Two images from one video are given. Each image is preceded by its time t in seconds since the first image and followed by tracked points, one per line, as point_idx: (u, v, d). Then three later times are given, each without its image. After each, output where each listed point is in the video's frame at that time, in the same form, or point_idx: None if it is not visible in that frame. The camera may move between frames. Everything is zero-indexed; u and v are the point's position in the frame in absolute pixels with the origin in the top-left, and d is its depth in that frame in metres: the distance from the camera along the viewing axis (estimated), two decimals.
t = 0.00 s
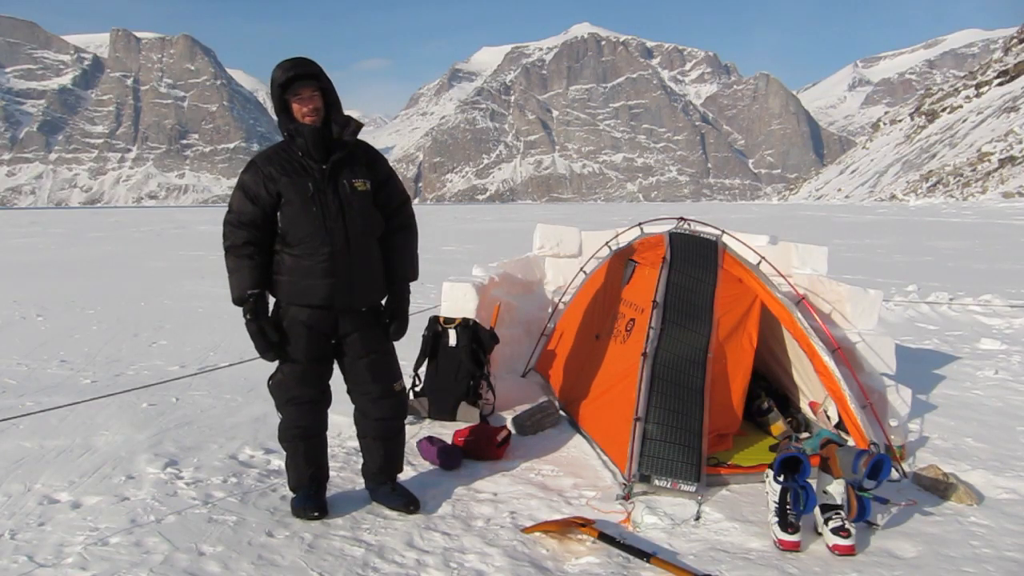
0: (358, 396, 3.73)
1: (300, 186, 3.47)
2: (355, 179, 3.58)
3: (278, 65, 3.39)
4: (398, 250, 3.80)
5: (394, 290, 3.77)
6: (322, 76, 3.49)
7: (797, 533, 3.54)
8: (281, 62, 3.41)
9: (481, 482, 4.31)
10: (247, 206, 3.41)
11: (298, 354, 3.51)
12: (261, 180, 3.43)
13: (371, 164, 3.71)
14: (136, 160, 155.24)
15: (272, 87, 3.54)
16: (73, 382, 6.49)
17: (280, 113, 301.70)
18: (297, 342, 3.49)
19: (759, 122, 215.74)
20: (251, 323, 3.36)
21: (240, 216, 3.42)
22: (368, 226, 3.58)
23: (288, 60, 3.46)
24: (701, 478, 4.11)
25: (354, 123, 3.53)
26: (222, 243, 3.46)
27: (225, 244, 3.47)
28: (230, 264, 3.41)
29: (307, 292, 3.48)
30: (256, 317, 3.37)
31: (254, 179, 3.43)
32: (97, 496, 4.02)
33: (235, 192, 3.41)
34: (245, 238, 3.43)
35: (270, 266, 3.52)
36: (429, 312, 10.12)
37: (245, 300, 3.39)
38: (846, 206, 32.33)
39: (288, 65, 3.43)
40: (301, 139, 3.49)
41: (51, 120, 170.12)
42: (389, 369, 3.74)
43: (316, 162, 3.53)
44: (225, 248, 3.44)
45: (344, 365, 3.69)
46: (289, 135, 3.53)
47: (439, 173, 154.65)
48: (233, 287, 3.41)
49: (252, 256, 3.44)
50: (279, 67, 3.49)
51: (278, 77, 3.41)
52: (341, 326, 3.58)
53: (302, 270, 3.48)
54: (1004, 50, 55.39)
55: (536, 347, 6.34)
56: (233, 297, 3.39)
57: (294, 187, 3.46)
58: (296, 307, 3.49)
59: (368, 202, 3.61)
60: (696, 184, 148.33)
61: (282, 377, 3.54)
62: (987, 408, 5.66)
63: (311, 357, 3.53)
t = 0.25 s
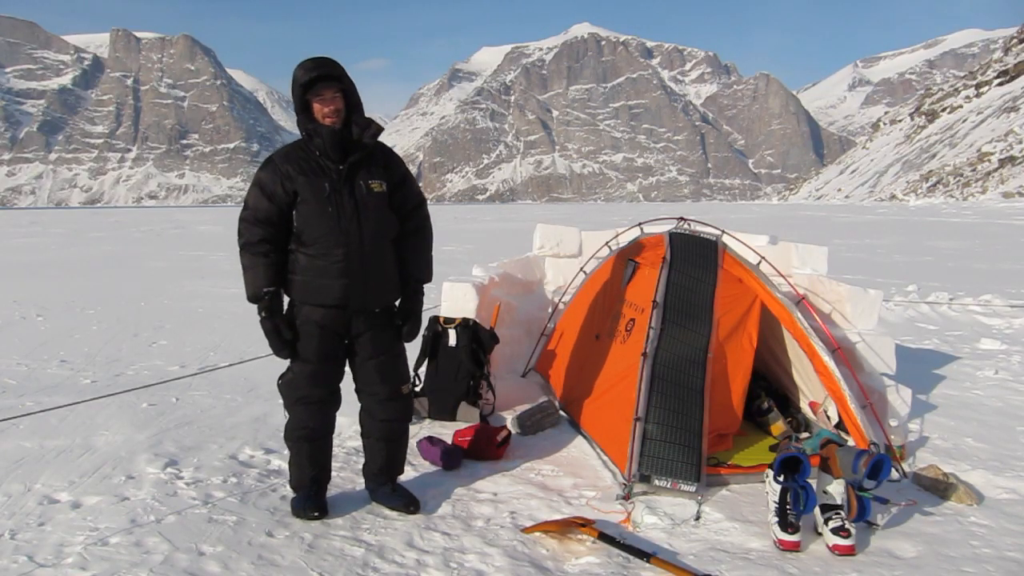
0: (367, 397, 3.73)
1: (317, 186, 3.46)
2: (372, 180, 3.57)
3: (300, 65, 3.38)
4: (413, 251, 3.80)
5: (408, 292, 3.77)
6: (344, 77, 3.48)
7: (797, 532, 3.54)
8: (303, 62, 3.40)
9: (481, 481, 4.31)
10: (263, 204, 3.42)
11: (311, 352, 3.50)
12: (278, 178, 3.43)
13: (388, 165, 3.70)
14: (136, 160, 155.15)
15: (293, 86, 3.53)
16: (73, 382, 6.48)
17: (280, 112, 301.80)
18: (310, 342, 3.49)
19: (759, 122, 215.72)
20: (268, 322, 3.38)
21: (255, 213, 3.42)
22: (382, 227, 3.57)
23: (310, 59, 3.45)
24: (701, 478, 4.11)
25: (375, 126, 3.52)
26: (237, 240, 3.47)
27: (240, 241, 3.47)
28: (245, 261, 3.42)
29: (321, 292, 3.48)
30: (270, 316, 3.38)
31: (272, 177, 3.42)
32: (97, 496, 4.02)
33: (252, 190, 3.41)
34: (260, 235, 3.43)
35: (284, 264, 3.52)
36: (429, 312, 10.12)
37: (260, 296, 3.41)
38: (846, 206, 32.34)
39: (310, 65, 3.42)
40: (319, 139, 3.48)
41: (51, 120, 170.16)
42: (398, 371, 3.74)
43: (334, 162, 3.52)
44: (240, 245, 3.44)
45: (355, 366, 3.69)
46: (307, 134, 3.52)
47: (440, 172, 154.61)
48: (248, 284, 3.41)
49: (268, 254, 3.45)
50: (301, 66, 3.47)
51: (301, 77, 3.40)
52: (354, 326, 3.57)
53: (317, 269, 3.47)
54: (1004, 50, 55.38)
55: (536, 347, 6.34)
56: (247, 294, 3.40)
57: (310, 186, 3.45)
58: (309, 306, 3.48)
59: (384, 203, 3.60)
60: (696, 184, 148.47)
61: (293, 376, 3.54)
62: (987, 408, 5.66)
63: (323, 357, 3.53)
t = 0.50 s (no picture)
0: (376, 398, 3.73)
1: (334, 185, 3.46)
2: (389, 183, 3.58)
3: (328, 65, 3.36)
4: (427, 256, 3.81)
5: (422, 295, 3.78)
6: (371, 80, 3.45)
7: (797, 533, 3.54)
8: (331, 62, 3.38)
9: (481, 482, 4.31)
10: (282, 201, 3.40)
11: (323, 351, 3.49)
12: (297, 175, 3.42)
13: (405, 168, 3.71)
14: (136, 160, 155.14)
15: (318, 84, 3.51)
16: (73, 382, 6.49)
17: (280, 112, 302.09)
18: (321, 341, 3.48)
19: (759, 122, 215.69)
20: (283, 318, 3.38)
21: (273, 209, 3.40)
22: (397, 230, 3.58)
23: (337, 60, 3.44)
24: (701, 478, 4.11)
25: (398, 131, 3.51)
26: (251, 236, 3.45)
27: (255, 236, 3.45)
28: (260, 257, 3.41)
29: (335, 292, 3.48)
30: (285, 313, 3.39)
31: (291, 175, 3.41)
32: (98, 496, 4.02)
33: (271, 186, 3.39)
34: (276, 231, 3.41)
35: (298, 262, 3.51)
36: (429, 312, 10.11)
37: (276, 293, 3.40)
38: (846, 206, 32.35)
39: (337, 65, 3.39)
40: (340, 140, 3.47)
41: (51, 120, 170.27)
42: (407, 373, 3.74)
43: (352, 164, 3.52)
44: (256, 240, 3.43)
45: (365, 366, 3.69)
46: (328, 134, 3.50)
47: (439, 173, 154.57)
48: (263, 280, 3.40)
49: (283, 250, 3.43)
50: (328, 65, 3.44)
51: (328, 77, 3.37)
52: (366, 328, 3.57)
53: (331, 269, 3.47)
54: (1004, 50, 55.37)
55: (536, 347, 6.34)
56: (263, 290, 3.39)
57: (328, 185, 3.45)
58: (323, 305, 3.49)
59: (400, 206, 3.61)
60: (696, 184, 148.62)
61: (304, 375, 3.52)
62: (987, 408, 5.66)
63: (334, 357, 3.52)
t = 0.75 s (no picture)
0: (379, 399, 3.73)
1: (345, 183, 3.48)
2: (400, 184, 3.58)
3: (347, 64, 3.38)
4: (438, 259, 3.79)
5: (428, 297, 3.78)
6: (389, 81, 3.46)
7: (797, 533, 3.54)
8: (350, 61, 3.40)
9: (481, 482, 4.31)
10: (293, 196, 3.42)
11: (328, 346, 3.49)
12: (309, 172, 3.45)
13: (418, 171, 3.71)
14: (136, 160, 155.05)
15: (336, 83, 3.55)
16: (73, 382, 6.48)
17: (280, 112, 302.05)
18: (327, 339, 3.49)
19: (759, 122, 215.63)
20: (291, 312, 3.37)
21: (284, 204, 3.43)
22: (406, 232, 3.58)
23: (357, 59, 3.46)
24: (701, 478, 4.11)
25: (412, 133, 3.52)
26: (262, 230, 3.47)
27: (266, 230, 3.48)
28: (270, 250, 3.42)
29: (342, 289, 3.48)
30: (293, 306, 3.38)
31: (303, 170, 3.44)
32: (98, 496, 4.02)
33: (283, 180, 3.42)
34: (286, 226, 3.43)
35: (306, 258, 3.52)
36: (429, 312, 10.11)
37: (287, 287, 3.40)
38: (846, 206, 32.34)
39: (355, 64, 3.42)
40: (355, 138, 3.49)
41: (51, 120, 170.36)
42: (411, 375, 3.73)
43: (365, 163, 3.54)
44: (266, 234, 3.44)
45: (369, 366, 3.69)
46: (342, 132, 3.53)
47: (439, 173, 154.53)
48: (271, 274, 3.41)
49: (293, 245, 3.44)
50: (346, 64, 3.48)
51: (345, 74, 3.40)
52: (370, 327, 3.57)
53: (340, 265, 3.48)
54: (1004, 50, 55.37)
55: (536, 347, 6.34)
56: (273, 284, 3.40)
57: (339, 183, 3.47)
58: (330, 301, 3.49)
59: (410, 207, 3.61)
60: (696, 184, 148.67)
61: (308, 370, 3.52)
62: (987, 408, 5.66)
63: (338, 355, 3.52)
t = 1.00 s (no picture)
0: (379, 399, 3.73)
1: (349, 182, 3.49)
2: (403, 185, 3.59)
3: (356, 63, 3.41)
4: (440, 262, 3.78)
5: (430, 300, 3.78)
6: (397, 82, 3.49)
7: (797, 533, 3.54)
8: (360, 61, 3.43)
9: (481, 482, 4.30)
10: (298, 193, 3.44)
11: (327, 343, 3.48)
12: (314, 169, 3.47)
13: (422, 173, 3.72)
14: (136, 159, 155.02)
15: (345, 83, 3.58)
16: (73, 382, 6.48)
17: (280, 112, 302.18)
18: (327, 337, 3.49)
19: (759, 122, 215.61)
20: (292, 308, 3.36)
21: (288, 201, 3.44)
22: (408, 232, 3.58)
23: (366, 59, 3.48)
24: (701, 478, 4.11)
25: (419, 134, 3.54)
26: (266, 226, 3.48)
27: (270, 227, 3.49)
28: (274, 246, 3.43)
29: (343, 288, 3.48)
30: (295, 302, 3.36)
31: (309, 167, 3.45)
32: (98, 496, 4.02)
33: (288, 178, 3.44)
34: (290, 223, 3.44)
35: (309, 256, 3.53)
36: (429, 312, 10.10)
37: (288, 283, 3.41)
38: (846, 206, 32.34)
39: (364, 65, 3.44)
40: (360, 137, 3.51)
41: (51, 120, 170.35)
42: (410, 376, 3.73)
43: (369, 162, 3.55)
44: (270, 231, 3.46)
45: (368, 366, 3.68)
46: (350, 131, 3.55)
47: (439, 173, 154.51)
48: (274, 271, 3.42)
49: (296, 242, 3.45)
50: (356, 66, 3.51)
51: (355, 74, 3.42)
52: (370, 327, 3.56)
53: (342, 264, 3.48)
54: (1004, 51, 55.37)
55: (536, 347, 6.33)
56: (275, 281, 3.40)
57: (343, 182, 3.48)
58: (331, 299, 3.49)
59: (413, 209, 3.61)
60: (696, 184, 148.72)
61: (308, 368, 3.51)
62: (987, 408, 5.66)
63: (338, 355, 3.52)
